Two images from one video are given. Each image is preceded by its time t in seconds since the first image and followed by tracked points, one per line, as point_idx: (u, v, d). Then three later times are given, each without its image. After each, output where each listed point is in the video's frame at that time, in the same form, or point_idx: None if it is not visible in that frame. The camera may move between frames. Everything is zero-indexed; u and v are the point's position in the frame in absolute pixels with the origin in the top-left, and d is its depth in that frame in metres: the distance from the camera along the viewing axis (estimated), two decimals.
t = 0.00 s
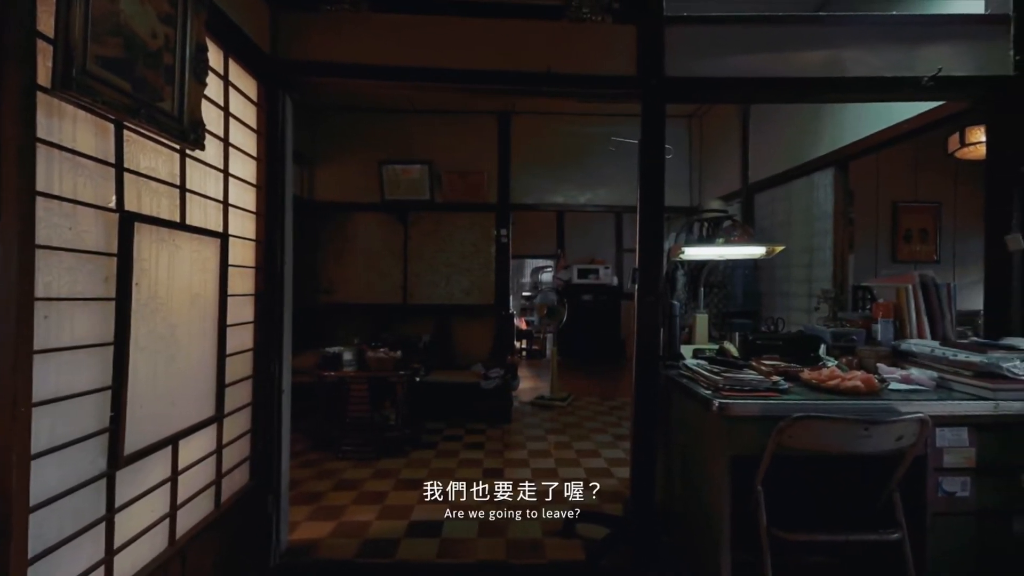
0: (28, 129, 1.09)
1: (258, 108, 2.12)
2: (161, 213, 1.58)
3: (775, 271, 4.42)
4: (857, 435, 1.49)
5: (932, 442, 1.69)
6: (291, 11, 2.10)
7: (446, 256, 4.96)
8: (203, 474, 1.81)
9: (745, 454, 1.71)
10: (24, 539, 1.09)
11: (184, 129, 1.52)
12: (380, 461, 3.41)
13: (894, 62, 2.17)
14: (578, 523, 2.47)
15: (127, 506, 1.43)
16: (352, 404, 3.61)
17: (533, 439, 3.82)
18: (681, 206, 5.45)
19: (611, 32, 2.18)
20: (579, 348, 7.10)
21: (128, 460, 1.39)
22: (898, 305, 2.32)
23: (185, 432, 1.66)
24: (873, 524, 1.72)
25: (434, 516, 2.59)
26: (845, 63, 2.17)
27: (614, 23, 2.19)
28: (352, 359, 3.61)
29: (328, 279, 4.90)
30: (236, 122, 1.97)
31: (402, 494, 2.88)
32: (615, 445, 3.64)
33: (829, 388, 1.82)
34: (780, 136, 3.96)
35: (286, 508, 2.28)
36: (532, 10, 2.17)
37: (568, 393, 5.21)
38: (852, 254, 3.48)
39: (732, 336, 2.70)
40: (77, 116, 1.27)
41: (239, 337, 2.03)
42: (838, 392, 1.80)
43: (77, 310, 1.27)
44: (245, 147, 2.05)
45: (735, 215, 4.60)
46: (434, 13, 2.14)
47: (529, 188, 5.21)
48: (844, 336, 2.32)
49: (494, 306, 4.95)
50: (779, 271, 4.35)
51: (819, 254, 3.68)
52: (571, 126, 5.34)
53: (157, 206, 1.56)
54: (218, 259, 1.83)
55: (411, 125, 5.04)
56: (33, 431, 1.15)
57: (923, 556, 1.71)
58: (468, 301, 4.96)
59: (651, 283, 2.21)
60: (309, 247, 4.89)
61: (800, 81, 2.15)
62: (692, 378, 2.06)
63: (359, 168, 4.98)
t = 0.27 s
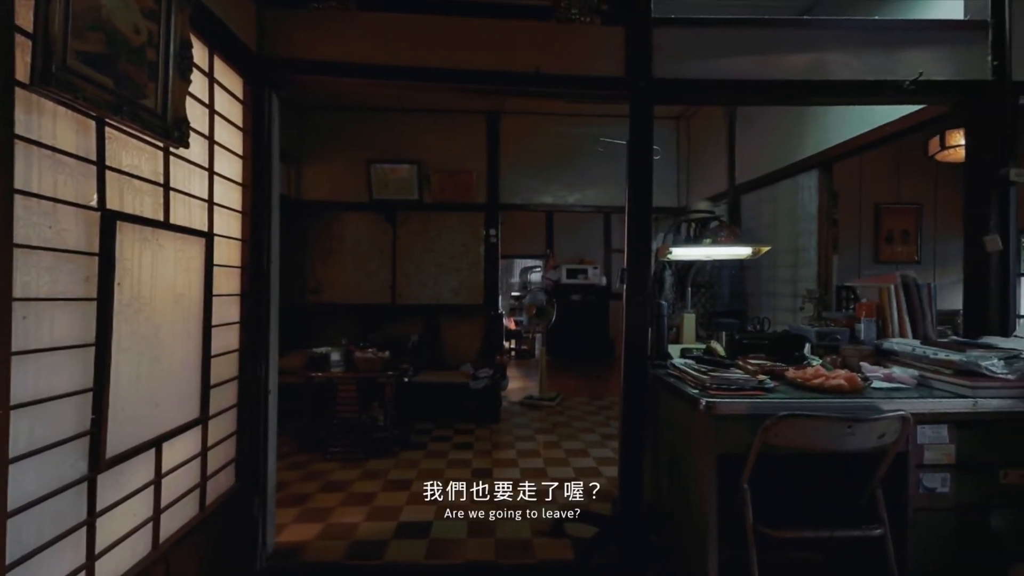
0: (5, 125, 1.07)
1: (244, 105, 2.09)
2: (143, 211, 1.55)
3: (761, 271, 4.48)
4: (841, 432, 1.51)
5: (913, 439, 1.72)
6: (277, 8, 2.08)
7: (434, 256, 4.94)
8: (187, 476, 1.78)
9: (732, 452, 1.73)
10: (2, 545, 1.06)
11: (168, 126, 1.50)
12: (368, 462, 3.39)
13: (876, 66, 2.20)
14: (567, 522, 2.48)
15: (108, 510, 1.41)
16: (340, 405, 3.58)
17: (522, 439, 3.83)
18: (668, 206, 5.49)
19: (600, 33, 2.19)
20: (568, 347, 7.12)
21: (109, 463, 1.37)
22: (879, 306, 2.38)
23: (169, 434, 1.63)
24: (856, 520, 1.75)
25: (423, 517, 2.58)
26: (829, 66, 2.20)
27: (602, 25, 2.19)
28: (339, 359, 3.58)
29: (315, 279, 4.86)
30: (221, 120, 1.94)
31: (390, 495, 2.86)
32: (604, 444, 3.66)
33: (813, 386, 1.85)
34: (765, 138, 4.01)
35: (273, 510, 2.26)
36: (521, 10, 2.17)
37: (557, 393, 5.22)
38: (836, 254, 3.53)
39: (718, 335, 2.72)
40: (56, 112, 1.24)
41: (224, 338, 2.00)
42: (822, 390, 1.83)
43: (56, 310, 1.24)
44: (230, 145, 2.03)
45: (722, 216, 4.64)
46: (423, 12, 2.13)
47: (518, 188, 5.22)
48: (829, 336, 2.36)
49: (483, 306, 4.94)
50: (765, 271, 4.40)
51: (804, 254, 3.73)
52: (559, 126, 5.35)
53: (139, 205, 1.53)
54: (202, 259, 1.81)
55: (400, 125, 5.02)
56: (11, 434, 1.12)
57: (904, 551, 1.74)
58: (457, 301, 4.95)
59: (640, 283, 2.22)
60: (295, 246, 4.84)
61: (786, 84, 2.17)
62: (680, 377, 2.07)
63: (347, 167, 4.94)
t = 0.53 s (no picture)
0: None
1: (229, 103, 2.07)
2: (126, 210, 1.53)
3: (747, 272, 4.53)
4: (825, 430, 1.53)
5: (895, 436, 1.75)
6: (263, 6, 2.06)
7: (423, 256, 4.93)
8: (171, 479, 1.75)
9: (719, 450, 1.74)
10: None
11: (151, 124, 1.47)
12: (356, 463, 3.37)
13: (859, 70, 2.24)
14: (556, 522, 2.48)
15: (89, 513, 1.38)
16: (328, 406, 3.56)
17: (511, 439, 3.83)
18: (656, 207, 5.53)
19: (589, 34, 2.20)
20: (557, 347, 7.14)
21: (91, 466, 1.34)
22: (863, 305, 2.41)
23: (152, 436, 1.60)
24: (839, 516, 1.77)
25: (412, 518, 2.57)
26: (814, 69, 2.23)
27: (591, 26, 2.20)
28: (327, 360, 3.56)
29: (303, 279, 4.81)
30: (206, 117, 1.92)
31: (378, 496, 2.85)
32: (592, 444, 3.67)
33: (798, 385, 1.87)
34: (751, 140, 4.05)
35: (259, 513, 2.23)
36: (509, 10, 2.18)
37: (546, 392, 5.24)
38: (820, 255, 3.59)
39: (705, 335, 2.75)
40: (35, 109, 1.21)
41: (209, 339, 1.97)
42: (807, 389, 1.86)
43: (36, 311, 1.22)
44: (215, 143, 2.00)
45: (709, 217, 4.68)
46: (412, 11, 2.12)
47: (507, 188, 5.22)
48: (813, 335, 2.39)
49: (472, 306, 4.94)
50: (752, 271, 4.45)
51: (789, 255, 3.78)
52: (548, 127, 5.36)
53: (122, 203, 1.51)
54: (187, 259, 1.78)
55: (388, 124, 4.99)
56: None
57: (887, 546, 1.77)
58: (446, 301, 4.94)
59: (628, 283, 2.24)
60: (282, 246, 4.80)
61: (771, 86, 2.20)
62: (667, 376, 2.09)
63: (335, 167, 4.90)
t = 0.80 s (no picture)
0: None
1: (214, 101, 2.04)
2: (108, 208, 1.50)
3: (734, 272, 4.58)
4: (810, 428, 1.55)
5: (878, 433, 1.78)
6: (248, 2, 2.03)
7: (412, 256, 4.91)
8: (154, 482, 1.72)
9: (706, 449, 1.76)
10: None
11: (134, 121, 1.45)
12: (343, 465, 3.34)
13: (843, 73, 2.27)
14: (545, 521, 2.48)
15: (70, 518, 1.35)
16: (315, 407, 3.52)
17: (500, 439, 3.82)
18: (644, 207, 5.57)
19: (577, 34, 2.20)
20: (546, 347, 7.16)
21: (71, 470, 1.31)
22: (847, 305, 2.45)
23: (135, 439, 1.58)
24: (823, 513, 1.79)
25: (400, 519, 2.56)
26: (799, 72, 2.26)
27: (579, 26, 2.21)
28: (314, 361, 3.53)
29: (290, 279, 4.77)
30: (190, 115, 1.89)
31: (366, 497, 2.83)
32: (581, 443, 3.69)
33: (783, 383, 1.90)
34: (737, 141, 4.09)
35: (245, 516, 2.20)
36: (498, 10, 2.18)
37: (535, 392, 5.24)
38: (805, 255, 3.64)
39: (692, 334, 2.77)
40: (14, 104, 1.19)
41: (194, 340, 1.95)
42: (792, 387, 1.88)
43: (14, 311, 1.19)
44: (200, 141, 1.97)
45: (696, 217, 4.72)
46: (400, 9, 2.11)
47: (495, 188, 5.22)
48: (798, 334, 2.43)
49: (461, 306, 4.93)
50: (738, 271, 4.50)
51: (775, 255, 3.83)
52: (537, 127, 5.37)
53: (104, 202, 1.48)
54: (171, 258, 1.75)
55: (376, 123, 4.96)
56: None
57: (870, 542, 1.80)
58: (435, 301, 4.93)
59: (616, 282, 2.25)
60: (269, 245, 4.74)
61: (757, 88, 2.23)
62: (655, 376, 2.10)
63: (322, 166, 4.86)
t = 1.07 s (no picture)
0: None
1: (199, 98, 2.01)
2: (89, 207, 1.47)
3: (721, 272, 4.63)
4: (795, 426, 1.57)
5: (861, 431, 1.81)
6: None
7: (400, 256, 4.89)
8: (138, 486, 1.69)
9: (694, 448, 1.77)
10: None
11: (117, 118, 1.42)
12: (331, 466, 3.31)
13: (828, 76, 2.31)
14: (534, 521, 2.49)
15: (50, 522, 1.32)
16: (302, 408, 3.49)
17: (489, 439, 3.82)
18: (633, 208, 5.60)
19: (566, 35, 2.21)
20: (536, 347, 7.17)
21: (51, 474, 1.29)
22: (831, 305, 2.48)
23: (118, 441, 1.55)
24: (808, 511, 1.82)
25: (388, 520, 2.54)
26: (784, 75, 2.29)
27: (568, 27, 2.21)
28: (302, 361, 3.50)
29: (276, 279, 4.72)
30: (174, 112, 1.86)
31: (354, 499, 2.81)
32: (570, 442, 3.70)
33: (769, 382, 1.92)
34: (724, 142, 4.13)
35: (231, 518, 2.18)
36: (487, 10, 2.18)
37: (524, 392, 5.25)
38: (791, 255, 3.69)
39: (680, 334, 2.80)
40: None
41: (178, 340, 1.92)
42: (778, 386, 1.90)
43: None
44: (185, 139, 1.94)
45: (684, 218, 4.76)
46: (388, 8, 2.10)
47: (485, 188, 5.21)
48: (784, 333, 2.45)
49: (450, 306, 4.92)
50: (725, 271, 4.55)
51: (761, 255, 3.87)
52: (526, 127, 5.37)
53: (85, 200, 1.45)
54: (154, 258, 1.73)
55: (364, 121, 4.92)
56: None
57: (853, 538, 1.83)
58: (424, 301, 4.91)
59: (605, 282, 2.26)
60: (255, 245, 4.69)
61: (743, 91, 2.25)
62: (644, 375, 2.11)
63: (310, 164, 4.81)
